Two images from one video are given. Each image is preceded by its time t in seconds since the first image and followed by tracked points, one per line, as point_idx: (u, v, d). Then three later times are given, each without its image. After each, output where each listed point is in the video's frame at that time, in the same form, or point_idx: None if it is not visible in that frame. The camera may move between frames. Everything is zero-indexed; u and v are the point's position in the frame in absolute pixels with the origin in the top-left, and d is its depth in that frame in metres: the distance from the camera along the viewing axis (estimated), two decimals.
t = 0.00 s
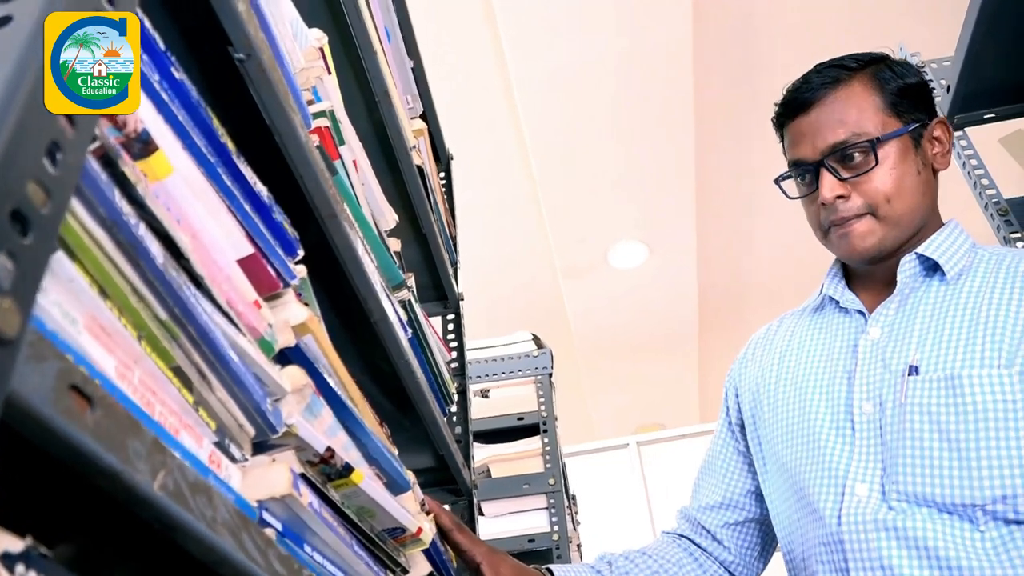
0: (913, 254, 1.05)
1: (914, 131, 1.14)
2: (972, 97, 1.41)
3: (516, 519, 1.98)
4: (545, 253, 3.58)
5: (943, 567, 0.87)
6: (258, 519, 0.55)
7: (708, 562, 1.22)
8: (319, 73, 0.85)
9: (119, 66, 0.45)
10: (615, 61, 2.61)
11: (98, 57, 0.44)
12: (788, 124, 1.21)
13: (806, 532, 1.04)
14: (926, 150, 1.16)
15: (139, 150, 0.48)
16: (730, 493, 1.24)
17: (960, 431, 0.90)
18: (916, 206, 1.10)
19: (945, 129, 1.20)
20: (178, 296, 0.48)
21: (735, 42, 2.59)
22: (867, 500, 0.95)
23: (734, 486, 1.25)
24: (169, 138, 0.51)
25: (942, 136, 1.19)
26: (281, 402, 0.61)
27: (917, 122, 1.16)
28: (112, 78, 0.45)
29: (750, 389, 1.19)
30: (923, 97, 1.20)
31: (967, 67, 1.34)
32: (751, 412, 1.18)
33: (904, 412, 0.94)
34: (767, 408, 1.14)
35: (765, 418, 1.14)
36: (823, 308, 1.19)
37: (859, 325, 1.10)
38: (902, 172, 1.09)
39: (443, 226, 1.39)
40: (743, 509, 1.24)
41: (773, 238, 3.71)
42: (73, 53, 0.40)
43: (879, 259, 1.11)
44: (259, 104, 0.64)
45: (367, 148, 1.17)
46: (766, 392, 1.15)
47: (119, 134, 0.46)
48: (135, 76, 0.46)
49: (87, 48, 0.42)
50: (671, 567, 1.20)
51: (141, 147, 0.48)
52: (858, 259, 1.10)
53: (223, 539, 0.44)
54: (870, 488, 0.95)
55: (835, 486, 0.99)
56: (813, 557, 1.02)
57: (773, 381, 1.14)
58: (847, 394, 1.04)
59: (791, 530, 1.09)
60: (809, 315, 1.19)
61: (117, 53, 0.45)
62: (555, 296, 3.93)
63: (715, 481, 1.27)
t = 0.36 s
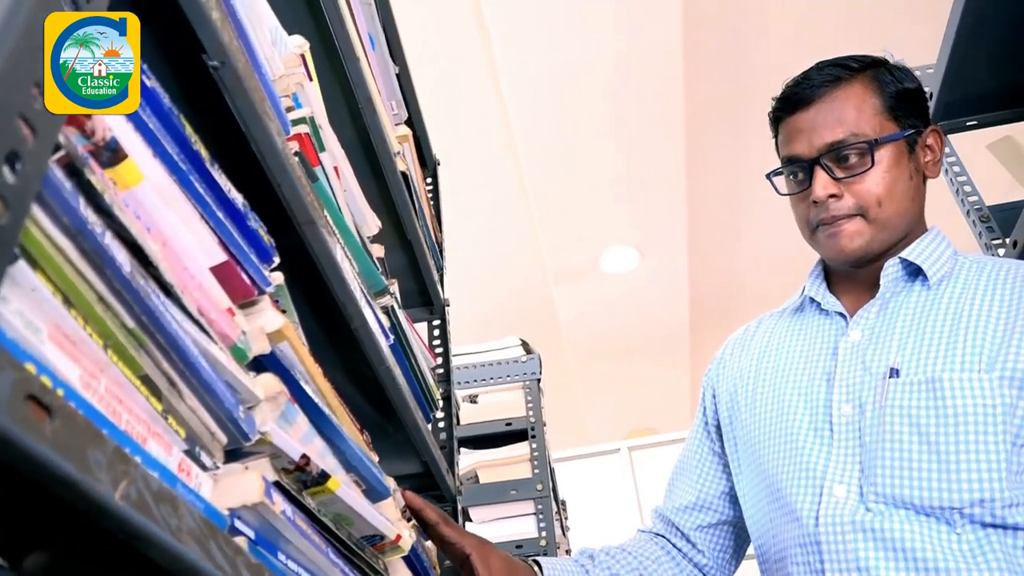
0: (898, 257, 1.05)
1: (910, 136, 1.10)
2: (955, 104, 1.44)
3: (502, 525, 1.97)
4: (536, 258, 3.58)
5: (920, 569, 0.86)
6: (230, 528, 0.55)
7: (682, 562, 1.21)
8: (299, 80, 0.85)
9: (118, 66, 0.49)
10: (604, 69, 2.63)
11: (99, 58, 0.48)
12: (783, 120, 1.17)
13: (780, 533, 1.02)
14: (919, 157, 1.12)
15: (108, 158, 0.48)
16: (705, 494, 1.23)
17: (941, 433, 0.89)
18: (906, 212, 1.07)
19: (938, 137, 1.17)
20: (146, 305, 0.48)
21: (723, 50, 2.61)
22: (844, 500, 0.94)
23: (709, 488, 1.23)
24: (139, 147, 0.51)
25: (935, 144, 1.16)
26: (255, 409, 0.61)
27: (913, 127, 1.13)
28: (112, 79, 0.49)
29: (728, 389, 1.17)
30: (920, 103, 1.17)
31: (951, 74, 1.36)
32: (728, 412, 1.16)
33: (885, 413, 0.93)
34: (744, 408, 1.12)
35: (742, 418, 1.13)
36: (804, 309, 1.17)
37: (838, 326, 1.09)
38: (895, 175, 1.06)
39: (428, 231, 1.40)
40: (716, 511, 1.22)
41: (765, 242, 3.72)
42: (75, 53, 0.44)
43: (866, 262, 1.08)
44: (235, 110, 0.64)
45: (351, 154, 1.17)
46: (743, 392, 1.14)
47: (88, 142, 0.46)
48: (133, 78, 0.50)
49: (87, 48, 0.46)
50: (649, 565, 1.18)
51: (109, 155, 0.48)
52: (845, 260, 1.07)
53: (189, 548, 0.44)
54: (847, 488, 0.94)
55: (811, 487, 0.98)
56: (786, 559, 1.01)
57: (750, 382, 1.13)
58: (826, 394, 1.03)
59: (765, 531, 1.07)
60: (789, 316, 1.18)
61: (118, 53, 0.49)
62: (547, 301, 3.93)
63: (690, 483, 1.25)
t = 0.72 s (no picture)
0: (888, 260, 1.04)
1: (899, 144, 1.10)
2: (945, 108, 1.44)
3: (496, 530, 1.98)
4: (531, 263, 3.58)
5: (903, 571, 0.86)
6: (212, 537, 0.55)
7: (655, 559, 1.12)
8: (286, 87, 0.85)
9: (119, 66, 0.52)
10: (599, 74, 2.63)
11: (98, 58, 0.51)
12: (772, 127, 1.16)
13: (759, 533, 1.01)
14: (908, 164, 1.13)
15: (88, 167, 0.48)
16: (688, 489, 1.16)
17: (928, 436, 0.89)
18: (896, 221, 1.07)
19: (927, 142, 1.17)
20: (126, 314, 0.48)
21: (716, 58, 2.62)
22: (828, 500, 0.93)
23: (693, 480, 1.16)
24: (121, 157, 0.51)
25: (925, 149, 1.16)
26: (238, 417, 0.61)
27: (902, 135, 1.13)
28: (112, 79, 0.52)
29: (711, 387, 1.15)
30: (909, 108, 1.17)
31: (938, 78, 1.36)
32: (710, 411, 1.15)
33: (873, 415, 0.93)
34: (727, 407, 1.11)
35: (724, 417, 1.11)
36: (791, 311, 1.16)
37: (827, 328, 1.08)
38: (886, 186, 1.06)
39: (420, 238, 1.40)
40: (697, 508, 1.15)
41: (760, 246, 3.72)
42: (76, 52, 0.48)
43: (855, 272, 1.08)
44: (218, 119, 0.64)
45: (341, 160, 1.17)
46: (727, 390, 1.12)
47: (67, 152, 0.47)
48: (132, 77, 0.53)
49: (86, 47, 0.50)
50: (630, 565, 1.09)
51: (89, 164, 0.48)
52: (837, 270, 1.07)
53: (169, 558, 0.44)
54: (832, 489, 0.93)
55: (794, 486, 0.97)
56: (764, 559, 0.99)
57: (734, 381, 1.12)
58: (811, 394, 1.02)
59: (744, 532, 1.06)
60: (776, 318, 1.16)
61: (117, 53, 0.52)
62: (543, 307, 3.93)
63: (666, 477, 1.18)
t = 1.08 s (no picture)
0: (872, 260, 1.06)
1: (880, 142, 1.10)
2: (937, 112, 1.45)
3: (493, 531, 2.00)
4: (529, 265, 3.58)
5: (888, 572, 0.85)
6: (198, 539, 0.55)
7: (631, 555, 1.11)
8: (277, 91, 0.85)
9: (119, 65, 0.55)
10: (596, 78, 2.64)
11: (99, 57, 0.54)
12: (753, 126, 1.16)
13: (744, 534, 1.01)
14: (890, 163, 1.13)
15: (73, 172, 0.48)
16: (667, 489, 1.16)
17: (916, 436, 0.89)
18: (876, 219, 1.07)
19: (910, 141, 1.17)
20: (111, 320, 0.48)
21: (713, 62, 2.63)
22: (815, 501, 0.93)
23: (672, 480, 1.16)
24: (105, 163, 0.52)
25: (906, 149, 1.16)
26: (225, 419, 0.62)
27: (882, 134, 1.13)
28: (113, 77, 0.55)
29: (695, 388, 1.15)
30: (892, 107, 1.17)
31: (930, 81, 1.37)
32: (694, 411, 1.15)
33: (860, 416, 0.93)
34: (711, 407, 1.11)
35: (708, 417, 1.11)
36: (775, 310, 1.17)
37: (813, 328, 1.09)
38: (865, 184, 1.06)
39: (413, 241, 1.40)
40: (676, 508, 1.15)
41: (758, 248, 3.72)
42: (75, 55, 0.52)
43: (837, 269, 1.08)
44: (206, 123, 0.64)
45: (334, 163, 1.17)
46: (712, 391, 1.12)
47: (52, 156, 0.47)
48: (131, 75, 0.56)
49: (86, 49, 0.54)
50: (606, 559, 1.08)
51: (74, 169, 0.48)
52: (817, 268, 1.07)
53: (153, 563, 0.44)
54: (818, 488, 0.93)
55: (780, 486, 0.96)
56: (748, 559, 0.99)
57: (719, 381, 1.12)
58: (798, 395, 1.02)
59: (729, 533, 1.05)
60: (760, 317, 1.17)
61: (118, 53, 0.56)
62: (541, 309, 3.93)
63: (644, 474, 1.18)
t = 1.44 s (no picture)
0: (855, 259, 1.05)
1: (859, 140, 1.11)
2: (929, 113, 1.45)
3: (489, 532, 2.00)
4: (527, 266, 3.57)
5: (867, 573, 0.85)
6: (183, 540, 0.55)
7: (598, 544, 1.12)
8: (268, 92, 0.86)
9: (119, 66, 0.58)
10: (592, 79, 2.64)
11: (99, 58, 0.57)
12: (734, 125, 1.17)
13: (725, 534, 1.00)
14: (870, 161, 1.13)
15: (56, 174, 0.48)
16: (641, 482, 1.16)
17: (895, 436, 0.89)
18: (856, 216, 1.08)
19: (891, 140, 1.17)
20: (93, 321, 0.49)
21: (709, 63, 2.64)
22: (795, 501, 0.93)
23: (650, 473, 1.16)
24: (89, 165, 0.52)
25: (887, 147, 1.16)
26: (212, 420, 0.62)
27: (863, 132, 1.13)
28: (112, 79, 0.58)
29: (678, 387, 1.15)
30: (873, 105, 1.17)
31: (923, 81, 1.36)
32: (676, 408, 1.15)
33: (841, 416, 0.93)
34: (694, 408, 1.11)
35: (691, 417, 1.11)
36: (759, 311, 1.17)
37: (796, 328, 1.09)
38: (844, 181, 1.07)
39: (407, 242, 1.40)
40: (650, 501, 1.15)
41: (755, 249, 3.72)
42: (75, 54, 0.57)
43: (817, 267, 1.08)
44: (192, 124, 0.65)
45: (326, 164, 1.17)
46: (695, 390, 1.12)
47: (34, 159, 0.47)
48: (130, 77, 0.59)
49: (86, 49, 0.57)
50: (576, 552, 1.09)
51: (58, 171, 0.48)
52: (797, 266, 1.07)
53: (137, 563, 0.44)
54: (798, 489, 0.93)
55: (760, 486, 0.96)
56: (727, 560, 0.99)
57: (702, 381, 1.12)
58: (780, 395, 1.02)
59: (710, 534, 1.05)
60: (747, 318, 1.17)
61: (117, 53, 0.58)
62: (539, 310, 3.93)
63: (621, 466, 1.18)
